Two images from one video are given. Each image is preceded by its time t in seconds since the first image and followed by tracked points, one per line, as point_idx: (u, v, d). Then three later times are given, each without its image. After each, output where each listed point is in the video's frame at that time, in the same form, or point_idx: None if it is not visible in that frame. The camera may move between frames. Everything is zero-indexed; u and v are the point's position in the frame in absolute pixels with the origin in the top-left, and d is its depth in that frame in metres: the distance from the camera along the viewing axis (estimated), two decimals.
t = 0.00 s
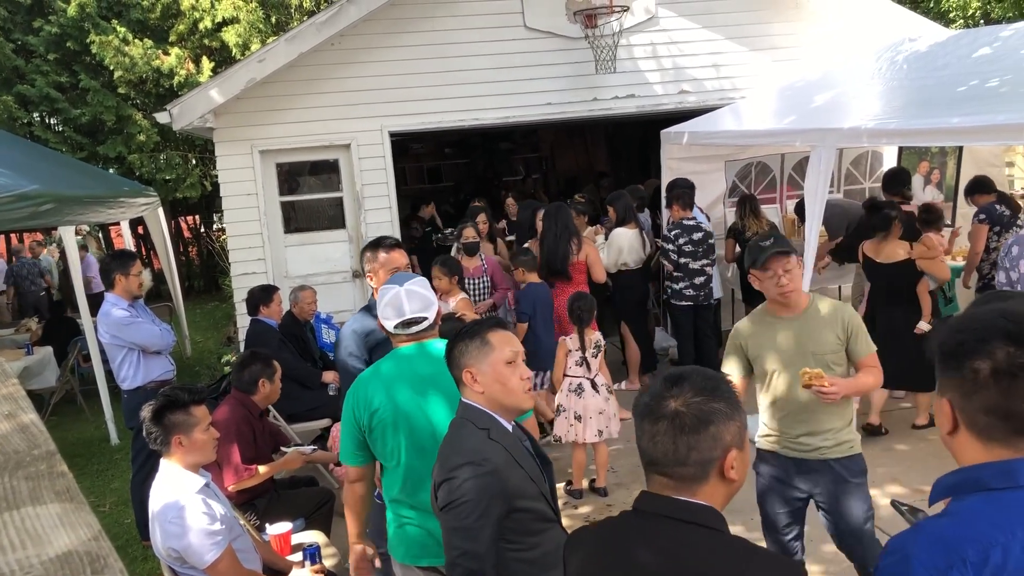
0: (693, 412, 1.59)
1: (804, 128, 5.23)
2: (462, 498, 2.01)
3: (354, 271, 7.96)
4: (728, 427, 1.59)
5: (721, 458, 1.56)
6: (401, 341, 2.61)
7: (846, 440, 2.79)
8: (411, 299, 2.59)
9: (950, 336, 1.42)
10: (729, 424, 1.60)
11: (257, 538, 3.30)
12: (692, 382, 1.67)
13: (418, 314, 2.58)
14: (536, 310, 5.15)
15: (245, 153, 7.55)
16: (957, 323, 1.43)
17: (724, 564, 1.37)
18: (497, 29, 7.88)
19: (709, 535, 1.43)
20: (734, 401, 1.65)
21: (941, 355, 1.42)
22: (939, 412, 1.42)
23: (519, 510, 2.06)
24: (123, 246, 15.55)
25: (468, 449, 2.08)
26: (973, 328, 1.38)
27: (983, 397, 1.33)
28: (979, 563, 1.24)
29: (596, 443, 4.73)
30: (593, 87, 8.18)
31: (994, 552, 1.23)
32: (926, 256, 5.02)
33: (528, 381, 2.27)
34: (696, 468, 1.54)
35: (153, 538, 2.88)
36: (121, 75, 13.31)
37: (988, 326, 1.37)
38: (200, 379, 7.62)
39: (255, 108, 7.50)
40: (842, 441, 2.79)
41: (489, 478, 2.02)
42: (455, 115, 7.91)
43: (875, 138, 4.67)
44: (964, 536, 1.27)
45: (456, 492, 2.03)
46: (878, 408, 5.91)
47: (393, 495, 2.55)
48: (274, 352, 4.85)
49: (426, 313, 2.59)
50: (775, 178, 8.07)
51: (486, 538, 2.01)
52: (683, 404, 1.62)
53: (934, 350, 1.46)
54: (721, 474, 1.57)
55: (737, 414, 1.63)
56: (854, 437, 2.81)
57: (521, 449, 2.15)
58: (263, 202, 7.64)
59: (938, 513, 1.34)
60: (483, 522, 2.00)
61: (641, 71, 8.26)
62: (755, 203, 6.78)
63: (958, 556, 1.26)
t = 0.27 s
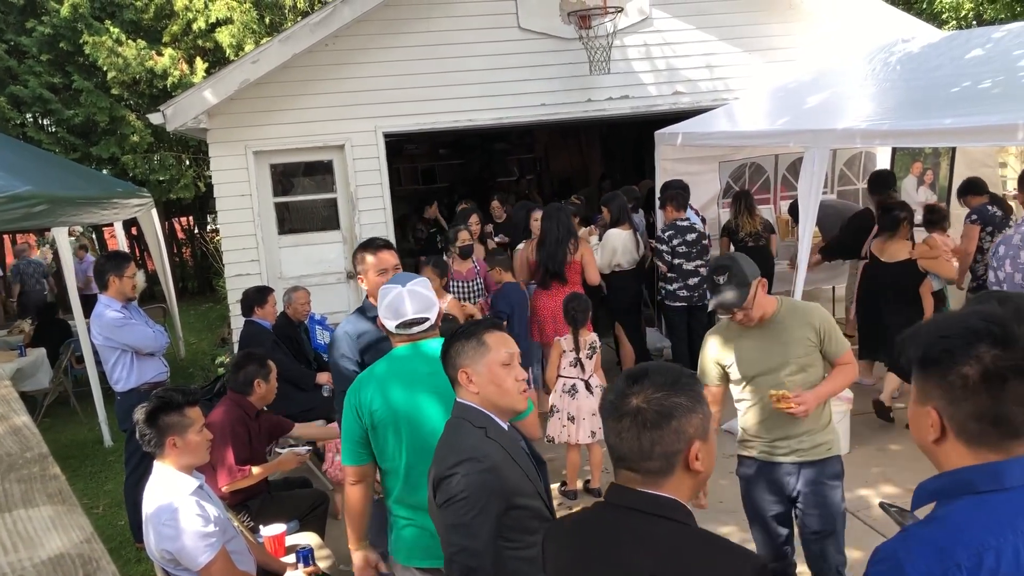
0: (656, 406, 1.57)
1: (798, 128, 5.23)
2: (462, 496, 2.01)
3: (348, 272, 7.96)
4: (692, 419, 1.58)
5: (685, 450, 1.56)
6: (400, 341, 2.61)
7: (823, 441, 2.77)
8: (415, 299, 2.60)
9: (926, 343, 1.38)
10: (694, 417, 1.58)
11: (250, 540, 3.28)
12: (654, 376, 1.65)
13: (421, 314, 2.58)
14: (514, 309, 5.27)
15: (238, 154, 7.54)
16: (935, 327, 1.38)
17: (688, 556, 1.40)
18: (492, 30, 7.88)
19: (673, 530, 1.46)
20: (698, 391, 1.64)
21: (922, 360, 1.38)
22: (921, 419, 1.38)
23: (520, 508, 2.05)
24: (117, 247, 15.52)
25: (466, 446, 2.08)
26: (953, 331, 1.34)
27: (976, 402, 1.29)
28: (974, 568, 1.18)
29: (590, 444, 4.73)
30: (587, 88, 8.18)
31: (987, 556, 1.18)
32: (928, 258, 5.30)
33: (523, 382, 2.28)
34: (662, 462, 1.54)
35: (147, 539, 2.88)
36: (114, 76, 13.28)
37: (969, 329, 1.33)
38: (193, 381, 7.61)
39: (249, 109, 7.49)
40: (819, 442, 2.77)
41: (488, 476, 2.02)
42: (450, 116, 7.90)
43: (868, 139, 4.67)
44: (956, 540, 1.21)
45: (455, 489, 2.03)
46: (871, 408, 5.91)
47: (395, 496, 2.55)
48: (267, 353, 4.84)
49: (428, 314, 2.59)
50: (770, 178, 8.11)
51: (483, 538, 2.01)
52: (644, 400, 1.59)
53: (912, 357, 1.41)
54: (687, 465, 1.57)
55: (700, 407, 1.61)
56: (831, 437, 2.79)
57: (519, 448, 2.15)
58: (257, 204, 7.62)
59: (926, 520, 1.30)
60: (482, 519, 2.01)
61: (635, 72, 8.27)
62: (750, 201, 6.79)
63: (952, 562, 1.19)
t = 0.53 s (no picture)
0: (613, 403, 1.58)
1: (794, 129, 5.23)
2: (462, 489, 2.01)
3: (345, 273, 7.96)
4: (651, 413, 1.58)
5: (646, 443, 1.57)
6: (413, 339, 2.60)
7: (802, 454, 2.71)
8: (431, 295, 2.58)
9: (922, 339, 1.37)
10: (653, 411, 1.59)
11: (247, 540, 3.29)
12: (612, 374, 1.64)
13: (436, 311, 2.58)
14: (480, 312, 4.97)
15: (235, 155, 7.53)
16: (932, 323, 1.38)
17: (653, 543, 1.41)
18: (489, 31, 7.88)
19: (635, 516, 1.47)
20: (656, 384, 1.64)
21: (917, 357, 1.37)
22: (915, 416, 1.38)
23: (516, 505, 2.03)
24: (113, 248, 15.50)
25: (467, 443, 2.06)
26: (950, 328, 1.34)
27: (971, 401, 1.29)
28: (967, 567, 1.19)
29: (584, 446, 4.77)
30: (584, 89, 8.19)
31: (980, 556, 1.19)
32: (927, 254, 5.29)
33: (524, 383, 2.28)
34: (622, 456, 1.55)
35: (143, 540, 2.87)
36: (110, 76, 13.26)
37: (966, 327, 1.33)
38: (189, 382, 7.60)
39: (246, 110, 7.48)
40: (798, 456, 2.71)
41: (489, 469, 2.02)
42: (446, 116, 7.90)
43: (864, 140, 4.67)
44: (950, 541, 1.21)
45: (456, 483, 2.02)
46: (867, 408, 5.92)
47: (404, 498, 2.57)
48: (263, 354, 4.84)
49: (443, 313, 2.60)
50: (766, 180, 8.15)
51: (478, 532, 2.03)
52: (603, 398, 1.60)
53: (907, 353, 1.41)
54: (650, 456, 1.58)
55: (659, 400, 1.61)
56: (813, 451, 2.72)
57: (520, 445, 2.14)
58: (254, 205, 7.62)
59: (919, 519, 1.30)
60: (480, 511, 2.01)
61: (632, 73, 8.28)
62: (748, 201, 6.79)
63: (946, 562, 1.20)
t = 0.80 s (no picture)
0: (564, 413, 1.61)
1: (792, 129, 5.23)
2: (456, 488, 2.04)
3: (342, 273, 7.95)
4: (602, 428, 1.57)
5: (591, 457, 1.56)
6: (431, 334, 2.61)
7: (776, 475, 2.61)
8: (450, 295, 2.58)
9: (932, 337, 1.37)
10: (601, 427, 1.57)
11: (244, 540, 3.28)
12: (570, 386, 1.66)
13: (454, 309, 2.59)
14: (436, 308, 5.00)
15: (232, 154, 7.52)
16: (941, 322, 1.39)
17: (616, 542, 1.39)
18: (487, 31, 7.88)
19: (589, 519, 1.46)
20: (613, 396, 1.61)
21: (926, 356, 1.37)
22: (921, 414, 1.37)
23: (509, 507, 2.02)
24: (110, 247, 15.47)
25: (466, 443, 2.07)
26: (959, 327, 1.35)
27: (978, 399, 1.29)
28: (970, 567, 1.18)
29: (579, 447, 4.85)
30: (582, 90, 8.20)
31: (983, 556, 1.18)
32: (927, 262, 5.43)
33: (524, 384, 2.26)
34: (570, 463, 1.57)
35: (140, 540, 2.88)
36: (108, 76, 13.25)
37: (976, 326, 1.34)
38: (186, 382, 7.59)
39: (243, 109, 7.47)
40: (772, 475, 2.62)
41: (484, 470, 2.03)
42: (444, 116, 7.90)
43: (861, 141, 4.68)
44: (952, 540, 1.21)
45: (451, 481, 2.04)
46: (864, 409, 5.93)
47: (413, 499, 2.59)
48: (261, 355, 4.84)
49: (459, 310, 2.59)
50: (764, 180, 8.15)
51: (466, 531, 2.06)
52: (557, 407, 1.63)
53: (914, 352, 1.41)
54: (599, 469, 1.56)
55: (615, 415, 1.58)
56: (791, 474, 2.60)
57: (520, 447, 2.13)
58: (251, 204, 7.61)
59: (923, 517, 1.30)
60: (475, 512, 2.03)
61: (630, 73, 8.29)
62: (746, 202, 6.80)
63: (949, 561, 1.19)
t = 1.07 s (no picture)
0: (540, 414, 1.60)
1: (791, 129, 5.23)
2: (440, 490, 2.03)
3: (341, 273, 7.95)
4: (576, 430, 1.56)
5: (566, 458, 1.55)
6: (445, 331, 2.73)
7: (775, 485, 2.59)
8: (464, 292, 2.71)
9: (955, 331, 1.37)
10: (575, 430, 1.56)
11: (241, 538, 3.28)
12: (549, 387, 1.65)
13: (468, 306, 2.71)
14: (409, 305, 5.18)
15: (231, 153, 7.52)
16: (965, 317, 1.37)
17: (590, 538, 1.39)
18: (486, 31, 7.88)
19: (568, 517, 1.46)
20: (589, 399, 1.59)
21: (950, 350, 1.36)
22: (943, 409, 1.37)
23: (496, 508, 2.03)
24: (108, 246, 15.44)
25: (460, 442, 2.08)
26: (982, 323, 1.35)
27: (1004, 396, 1.29)
28: (984, 562, 1.20)
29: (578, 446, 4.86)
30: (581, 89, 8.20)
31: (999, 551, 1.20)
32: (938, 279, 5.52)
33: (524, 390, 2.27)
34: (546, 462, 1.57)
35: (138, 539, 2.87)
36: (107, 74, 13.23)
37: (999, 322, 1.33)
38: (184, 381, 7.59)
39: (242, 108, 7.47)
40: (770, 486, 2.60)
41: (473, 471, 2.04)
42: (443, 116, 7.90)
43: (861, 141, 4.68)
44: (968, 534, 1.23)
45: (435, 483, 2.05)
46: (862, 409, 5.93)
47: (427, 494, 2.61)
48: (259, 353, 4.83)
49: (474, 307, 2.73)
50: (763, 180, 8.14)
51: (449, 529, 2.05)
52: (535, 406, 1.63)
53: (934, 347, 1.41)
54: (575, 470, 1.56)
55: (590, 417, 1.57)
56: (790, 485, 2.59)
57: (513, 449, 2.14)
58: (250, 203, 7.60)
59: (939, 512, 1.31)
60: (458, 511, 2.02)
61: (629, 73, 8.29)
62: (746, 201, 6.80)
63: (963, 555, 1.21)
